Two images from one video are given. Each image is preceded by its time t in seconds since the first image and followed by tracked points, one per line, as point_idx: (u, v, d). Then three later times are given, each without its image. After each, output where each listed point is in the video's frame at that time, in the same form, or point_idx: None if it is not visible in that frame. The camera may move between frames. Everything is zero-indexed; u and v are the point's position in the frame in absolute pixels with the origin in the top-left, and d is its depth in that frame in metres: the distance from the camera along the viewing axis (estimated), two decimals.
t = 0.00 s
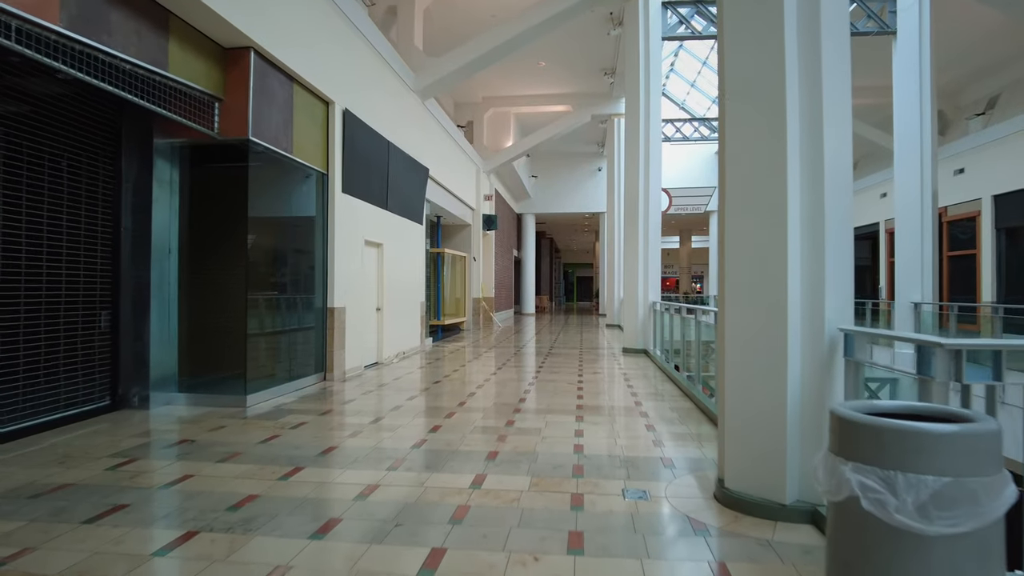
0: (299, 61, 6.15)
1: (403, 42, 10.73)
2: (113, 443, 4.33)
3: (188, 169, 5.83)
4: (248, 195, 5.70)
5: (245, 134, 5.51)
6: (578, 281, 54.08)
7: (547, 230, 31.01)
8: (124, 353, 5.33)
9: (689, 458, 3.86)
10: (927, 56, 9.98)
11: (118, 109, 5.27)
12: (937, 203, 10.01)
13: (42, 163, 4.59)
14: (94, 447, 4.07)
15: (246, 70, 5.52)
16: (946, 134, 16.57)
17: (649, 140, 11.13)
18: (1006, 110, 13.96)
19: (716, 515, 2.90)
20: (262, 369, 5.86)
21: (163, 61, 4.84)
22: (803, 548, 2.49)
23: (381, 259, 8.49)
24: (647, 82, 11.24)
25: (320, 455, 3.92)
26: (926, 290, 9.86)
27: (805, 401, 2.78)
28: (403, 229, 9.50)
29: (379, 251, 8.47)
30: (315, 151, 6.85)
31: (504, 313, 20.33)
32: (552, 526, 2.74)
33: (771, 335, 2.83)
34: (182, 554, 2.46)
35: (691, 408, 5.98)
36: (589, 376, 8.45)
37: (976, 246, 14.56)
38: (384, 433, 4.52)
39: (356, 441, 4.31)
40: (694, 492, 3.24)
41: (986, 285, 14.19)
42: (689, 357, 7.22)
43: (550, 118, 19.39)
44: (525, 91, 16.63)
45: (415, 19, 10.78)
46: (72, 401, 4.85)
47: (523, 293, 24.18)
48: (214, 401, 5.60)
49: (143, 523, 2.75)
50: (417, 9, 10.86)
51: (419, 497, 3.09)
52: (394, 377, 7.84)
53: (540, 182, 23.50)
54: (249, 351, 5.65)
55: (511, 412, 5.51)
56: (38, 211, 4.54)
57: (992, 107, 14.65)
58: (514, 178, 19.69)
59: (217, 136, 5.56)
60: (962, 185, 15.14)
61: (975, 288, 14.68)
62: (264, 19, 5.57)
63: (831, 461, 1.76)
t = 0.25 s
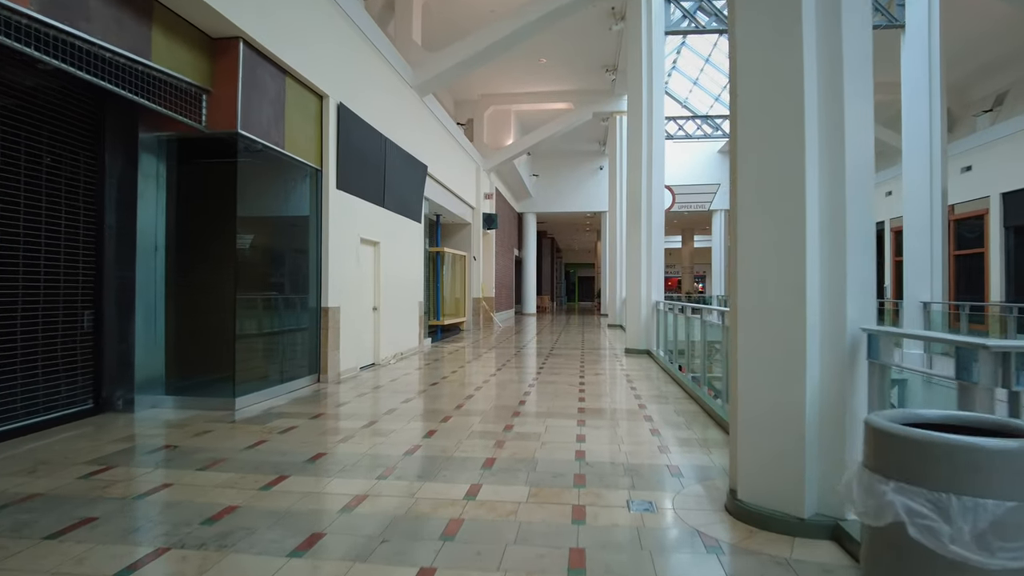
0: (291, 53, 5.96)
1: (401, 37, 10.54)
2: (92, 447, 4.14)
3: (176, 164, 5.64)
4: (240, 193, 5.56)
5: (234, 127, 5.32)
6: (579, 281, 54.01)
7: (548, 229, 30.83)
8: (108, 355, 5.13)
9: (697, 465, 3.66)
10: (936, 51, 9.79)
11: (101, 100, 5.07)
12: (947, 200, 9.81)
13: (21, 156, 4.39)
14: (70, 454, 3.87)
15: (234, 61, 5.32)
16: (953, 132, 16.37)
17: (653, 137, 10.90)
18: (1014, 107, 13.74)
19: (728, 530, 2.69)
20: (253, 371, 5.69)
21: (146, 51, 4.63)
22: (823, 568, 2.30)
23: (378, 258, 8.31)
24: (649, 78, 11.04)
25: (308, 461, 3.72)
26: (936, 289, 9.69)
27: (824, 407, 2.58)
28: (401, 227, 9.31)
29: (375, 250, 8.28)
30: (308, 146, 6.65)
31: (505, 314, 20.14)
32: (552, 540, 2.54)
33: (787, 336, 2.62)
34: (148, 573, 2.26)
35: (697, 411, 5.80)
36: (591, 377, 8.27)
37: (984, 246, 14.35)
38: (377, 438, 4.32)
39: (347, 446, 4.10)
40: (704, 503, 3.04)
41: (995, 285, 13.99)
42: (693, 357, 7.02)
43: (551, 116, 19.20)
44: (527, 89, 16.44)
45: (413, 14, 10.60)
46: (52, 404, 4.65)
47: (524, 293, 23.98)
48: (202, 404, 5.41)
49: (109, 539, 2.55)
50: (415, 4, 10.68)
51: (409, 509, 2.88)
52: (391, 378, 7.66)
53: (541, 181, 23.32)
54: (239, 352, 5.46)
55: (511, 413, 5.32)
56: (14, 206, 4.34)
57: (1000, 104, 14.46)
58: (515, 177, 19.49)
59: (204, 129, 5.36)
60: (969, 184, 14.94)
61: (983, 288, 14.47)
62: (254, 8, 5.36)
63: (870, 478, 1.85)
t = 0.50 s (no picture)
0: (282, 44, 5.75)
1: (399, 32, 10.32)
2: (69, 454, 3.93)
3: (162, 160, 5.42)
4: (235, 189, 5.43)
5: (222, 121, 5.11)
6: (581, 281, 53.80)
7: (550, 229, 30.62)
8: (90, 358, 4.90)
9: (707, 476, 3.43)
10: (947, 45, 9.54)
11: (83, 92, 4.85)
12: (959, 197, 9.56)
13: None
14: (43, 463, 3.64)
15: (222, 51, 5.10)
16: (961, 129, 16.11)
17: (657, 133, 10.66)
18: None
19: (744, 551, 2.47)
20: (242, 373, 5.46)
21: (128, 37, 4.40)
22: None
23: (374, 257, 8.09)
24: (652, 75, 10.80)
25: (293, 471, 3.49)
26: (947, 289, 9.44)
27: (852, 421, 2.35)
28: (398, 226, 9.09)
29: (371, 249, 8.06)
30: (301, 141, 6.44)
31: (506, 313, 19.93)
32: (552, 562, 2.32)
33: (810, 344, 2.39)
34: None
35: (704, 415, 5.58)
36: (593, 378, 8.06)
37: (993, 244, 14.09)
38: (369, 445, 4.09)
39: (336, 454, 3.87)
40: (716, 518, 2.82)
41: (1005, 284, 13.73)
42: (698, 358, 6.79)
43: (552, 113, 18.97)
44: (528, 86, 16.22)
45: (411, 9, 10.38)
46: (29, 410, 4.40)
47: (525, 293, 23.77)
48: (188, 409, 5.19)
49: (70, 561, 2.33)
50: None
51: (397, 527, 2.66)
52: (387, 380, 7.45)
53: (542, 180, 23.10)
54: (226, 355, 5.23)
55: (510, 417, 5.09)
56: None
57: (1009, 100, 14.20)
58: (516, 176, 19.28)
59: (190, 122, 5.13)
60: (978, 182, 14.68)
61: (992, 287, 14.22)
62: None
63: (926, 512, 1.72)
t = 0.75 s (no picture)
0: (273, 37, 5.54)
1: (396, 28, 10.11)
2: (44, 466, 3.72)
3: (148, 159, 5.22)
4: (235, 189, 5.42)
5: (209, 117, 4.90)
6: (582, 281, 53.63)
7: (551, 228, 30.43)
8: (71, 364, 4.70)
9: (718, 493, 3.21)
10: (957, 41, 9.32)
11: (65, 86, 4.64)
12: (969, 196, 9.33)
13: None
14: (13, 477, 3.43)
15: (210, 44, 4.89)
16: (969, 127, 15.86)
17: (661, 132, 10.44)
18: None
19: None
20: (231, 380, 5.26)
21: (106, 26, 4.16)
22: None
23: (371, 257, 7.88)
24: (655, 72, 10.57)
25: (277, 486, 3.27)
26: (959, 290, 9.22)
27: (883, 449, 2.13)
28: (396, 226, 8.88)
29: (368, 249, 7.86)
30: (294, 138, 6.23)
31: (507, 314, 19.73)
32: None
33: (836, 364, 2.20)
34: None
35: (711, 421, 5.37)
36: (596, 380, 7.86)
37: (1002, 244, 13.85)
38: (359, 456, 3.87)
39: (325, 466, 3.67)
40: (730, 541, 2.60)
41: (1014, 285, 13.49)
42: (703, 361, 6.58)
43: (554, 112, 18.77)
44: (529, 84, 16.01)
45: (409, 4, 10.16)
46: (4, 419, 4.16)
47: (526, 293, 23.58)
48: (173, 416, 4.98)
49: None
50: None
51: (385, 553, 2.45)
52: (384, 383, 7.25)
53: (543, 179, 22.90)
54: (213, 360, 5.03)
55: (509, 424, 4.87)
56: None
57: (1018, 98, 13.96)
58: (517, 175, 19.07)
59: (176, 117, 4.92)
60: (985, 180, 14.45)
61: (1001, 288, 14.00)
62: None
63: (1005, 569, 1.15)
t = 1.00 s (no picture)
0: (262, 24, 5.32)
1: (393, 21, 9.90)
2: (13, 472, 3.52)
3: (131, 154, 4.99)
4: (235, 188, 5.34)
5: (193, 107, 4.69)
6: (583, 280, 53.45)
7: (552, 228, 30.22)
8: (49, 365, 4.50)
9: (729, 504, 3.00)
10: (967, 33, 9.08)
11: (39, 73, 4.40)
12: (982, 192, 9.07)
13: None
14: None
15: (195, 30, 4.68)
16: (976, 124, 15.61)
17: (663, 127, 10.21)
18: None
19: None
20: (218, 381, 5.05)
21: (82, 9, 3.91)
22: None
23: (366, 255, 7.68)
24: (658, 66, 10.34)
25: (258, 495, 3.06)
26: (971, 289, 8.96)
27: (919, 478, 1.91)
28: (392, 223, 8.67)
29: (363, 247, 7.66)
30: (286, 131, 6.02)
31: (507, 314, 19.52)
32: None
33: (864, 383, 1.98)
34: None
35: (718, 424, 5.14)
36: (597, 380, 7.64)
37: (1010, 243, 13.59)
38: (348, 462, 3.65)
39: (311, 473, 3.45)
40: (744, 558, 2.39)
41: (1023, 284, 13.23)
42: (708, 361, 6.36)
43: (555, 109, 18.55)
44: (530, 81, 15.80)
45: None
46: None
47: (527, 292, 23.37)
48: (155, 419, 4.77)
49: None
50: None
51: (367, 572, 2.23)
52: (379, 383, 7.04)
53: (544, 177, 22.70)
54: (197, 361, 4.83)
55: (507, 427, 4.65)
56: None
57: None
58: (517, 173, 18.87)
59: (160, 106, 4.71)
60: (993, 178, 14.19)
61: (1009, 287, 13.76)
62: None
63: None
